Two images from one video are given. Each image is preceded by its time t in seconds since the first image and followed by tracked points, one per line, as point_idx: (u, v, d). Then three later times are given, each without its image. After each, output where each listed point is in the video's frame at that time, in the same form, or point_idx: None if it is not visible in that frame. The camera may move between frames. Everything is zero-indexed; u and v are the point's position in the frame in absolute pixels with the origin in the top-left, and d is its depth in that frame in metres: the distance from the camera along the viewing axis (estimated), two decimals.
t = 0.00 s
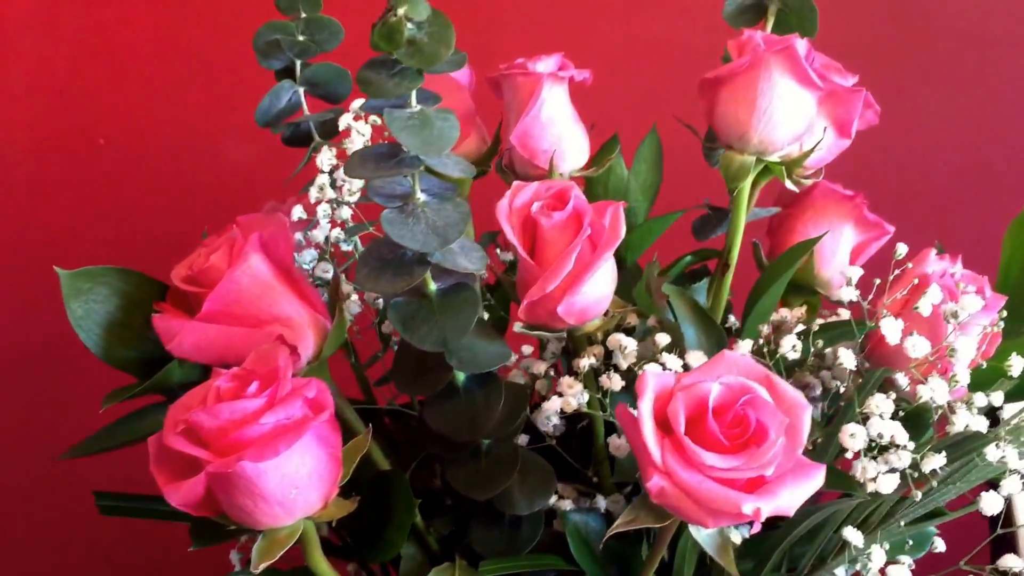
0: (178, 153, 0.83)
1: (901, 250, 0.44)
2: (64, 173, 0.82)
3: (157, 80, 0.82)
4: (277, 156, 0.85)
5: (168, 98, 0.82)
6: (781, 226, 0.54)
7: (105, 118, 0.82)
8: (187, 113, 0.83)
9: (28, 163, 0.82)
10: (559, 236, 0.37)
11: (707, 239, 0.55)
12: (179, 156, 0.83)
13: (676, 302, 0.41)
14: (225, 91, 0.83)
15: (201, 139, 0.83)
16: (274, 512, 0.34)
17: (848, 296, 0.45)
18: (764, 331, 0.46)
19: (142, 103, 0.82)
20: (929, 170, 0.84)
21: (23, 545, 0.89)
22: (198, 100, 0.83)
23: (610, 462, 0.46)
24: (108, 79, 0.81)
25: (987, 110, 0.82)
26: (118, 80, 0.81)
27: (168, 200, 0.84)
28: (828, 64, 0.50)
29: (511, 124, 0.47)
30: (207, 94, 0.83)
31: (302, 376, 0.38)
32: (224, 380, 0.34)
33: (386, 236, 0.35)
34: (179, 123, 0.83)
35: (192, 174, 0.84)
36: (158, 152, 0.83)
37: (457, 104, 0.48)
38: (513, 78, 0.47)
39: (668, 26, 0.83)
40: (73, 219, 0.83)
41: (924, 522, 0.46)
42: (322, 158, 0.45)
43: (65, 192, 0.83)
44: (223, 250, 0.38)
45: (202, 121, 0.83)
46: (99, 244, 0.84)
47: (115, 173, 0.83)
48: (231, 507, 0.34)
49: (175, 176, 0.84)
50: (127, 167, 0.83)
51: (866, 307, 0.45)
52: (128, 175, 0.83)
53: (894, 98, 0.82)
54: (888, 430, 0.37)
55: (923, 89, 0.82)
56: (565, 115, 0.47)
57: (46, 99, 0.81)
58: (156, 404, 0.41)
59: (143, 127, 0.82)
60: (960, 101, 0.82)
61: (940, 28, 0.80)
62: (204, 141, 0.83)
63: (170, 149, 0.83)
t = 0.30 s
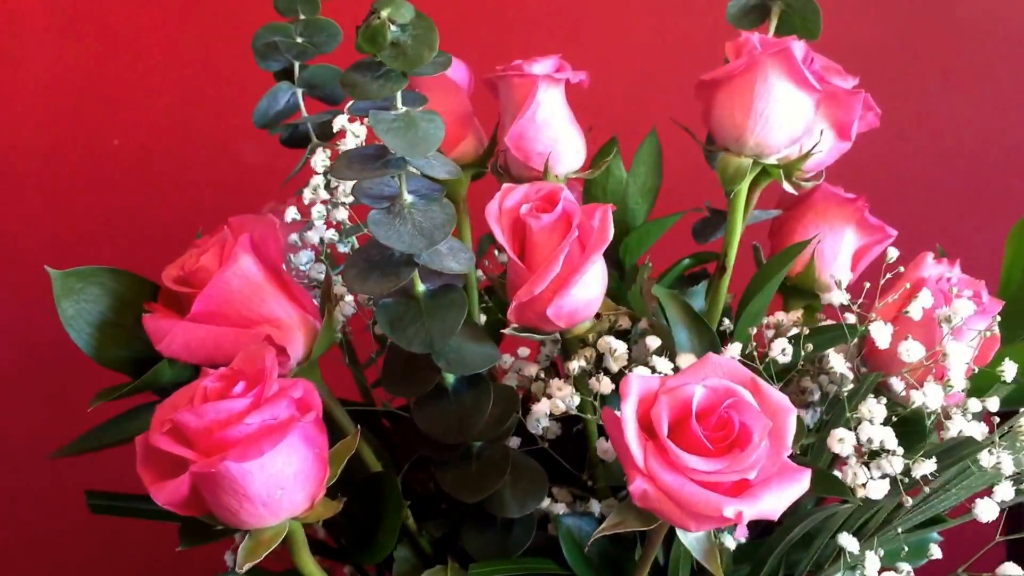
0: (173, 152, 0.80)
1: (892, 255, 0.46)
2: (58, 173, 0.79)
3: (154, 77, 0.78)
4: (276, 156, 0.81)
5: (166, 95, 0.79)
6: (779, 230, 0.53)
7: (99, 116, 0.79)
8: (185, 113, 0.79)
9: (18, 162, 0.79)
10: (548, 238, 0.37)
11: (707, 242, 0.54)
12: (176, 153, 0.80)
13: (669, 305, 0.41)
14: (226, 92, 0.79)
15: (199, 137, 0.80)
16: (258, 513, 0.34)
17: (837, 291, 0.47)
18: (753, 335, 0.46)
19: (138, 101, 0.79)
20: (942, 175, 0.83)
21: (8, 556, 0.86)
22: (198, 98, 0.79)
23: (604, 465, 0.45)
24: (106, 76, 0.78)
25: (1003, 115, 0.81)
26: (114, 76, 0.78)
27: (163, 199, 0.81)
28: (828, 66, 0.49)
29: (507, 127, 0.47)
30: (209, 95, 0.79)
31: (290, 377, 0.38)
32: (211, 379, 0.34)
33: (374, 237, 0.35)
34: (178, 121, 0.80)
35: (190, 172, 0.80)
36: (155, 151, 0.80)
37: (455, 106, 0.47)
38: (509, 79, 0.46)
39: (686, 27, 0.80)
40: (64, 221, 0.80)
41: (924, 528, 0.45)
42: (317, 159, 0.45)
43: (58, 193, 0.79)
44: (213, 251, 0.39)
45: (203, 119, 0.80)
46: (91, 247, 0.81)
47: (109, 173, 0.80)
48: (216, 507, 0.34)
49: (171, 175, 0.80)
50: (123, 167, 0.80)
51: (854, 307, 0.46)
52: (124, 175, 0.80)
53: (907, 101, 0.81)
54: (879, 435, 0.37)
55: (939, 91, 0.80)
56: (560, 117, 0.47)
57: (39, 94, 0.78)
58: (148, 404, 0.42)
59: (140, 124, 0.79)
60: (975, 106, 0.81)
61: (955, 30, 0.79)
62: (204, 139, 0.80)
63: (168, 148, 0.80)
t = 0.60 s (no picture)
0: (177, 151, 0.80)
1: (886, 255, 0.49)
2: (61, 170, 0.79)
3: (158, 76, 0.78)
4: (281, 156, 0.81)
5: (169, 95, 0.79)
6: (778, 230, 0.52)
7: (105, 115, 0.78)
8: (189, 113, 0.79)
9: (24, 160, 0.79)
10: (536, 236, 0.37)
11: (705, 243, 0.54)
12: (179, 152, 0.80)
13: (661, 305, 0.41)
14: (231, 92, 0.79)
15: (203, 136, 0.80)
16: (243, 510, 0.34)
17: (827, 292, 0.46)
18: (741, 335, 0.45)
19: (142, 100, 0.78)
20: (947, 180, 0.82)
21: (6, 550, 0.86)
22: (202, 98, 0.79)
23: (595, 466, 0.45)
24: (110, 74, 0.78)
25: (1010, 120, 0.80)
26: (118, 75, 0.78)
27: (165, 198, 0.81)
28: (826, 66, 0.49)
29: (502, 126, 0.47)
30: (213, 96, 0.79)
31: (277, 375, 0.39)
32: (196, 376, 0.34)
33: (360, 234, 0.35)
34: (182, 121, 0.79)
35: (193, 171, 0.80)
36: (158, 150, 0.80)
37: (451, 106, 0.47)
38: (503, 78, 0.46)
39: (692, 28, 0.79)
40: (66, 219, 0.80)
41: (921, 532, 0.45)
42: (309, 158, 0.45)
43: (64, 192, 0.79)
44: (203, 248, 0.39)
45: (206, 119, 0.79)
46: (93, 244, 0.81)
47: (112, 172, 0.80)
48: (200, 503, 0.34)
49: (174, 174, 0.80)
50: (126, 166, 0.79)
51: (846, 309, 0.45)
52: (126, 174, 0.80)
53: (914, 104, 0.80)
54: (868, 437, 0.37)
55: (947, 95, 0.80)
56: (555, 117, 0.46)
57: (46, 94, 0.78)
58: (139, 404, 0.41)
59: (144, 123, 0.79)
60: (983, 110, 0.80)
61: (966, 32, 0.78)
62: (207, 139, 0.80)
63: (172, 147, 0.80)
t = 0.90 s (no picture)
0: (179, 147, 0.80)
1: (876, 255, 0.48)
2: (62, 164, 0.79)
3: (161, 72, 0.78)
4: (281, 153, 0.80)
5: (172, 91, 0.79)
6: (773, 231, 0.52)
7: (108, 111, 0.78)
8: (191, 108, 0.79)
9: (27, 156, 0.78)
10: (524, 235, 0.37)
11: (700, 244, 0.53)
12: (180, 148, 0.80)
13: (651, 305, 0.41)
14: (234, 90, 0.79)
15: (205, 132, 0.80)
16: (228, 509, 0.34)
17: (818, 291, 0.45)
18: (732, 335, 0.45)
19: (144, 95, 0.78)
20: (952, 184, 0.82)
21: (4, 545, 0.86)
22: (205, 95, 0.79)
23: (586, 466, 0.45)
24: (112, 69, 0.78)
25: (1017, 125, 0.80)
26: (120, 69, 0.78)
27: (165, 194, 0.80)
28: (823, 66, 0.49)
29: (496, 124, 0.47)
30: (216, 92, 0.79)
31: (265, 373, 0.38)
32: (180, 374, 0.34)
33: (345, 233, 0.35)
34: (184, 117, 0.79)
35: (194, 167, 0.80)
36: (159, 146, 0.80)
37: (444, 105, 0.47)
38: (497, 77, 0.46)
39: (697, 27, 0.79)
40: (65, 213, 0.80)
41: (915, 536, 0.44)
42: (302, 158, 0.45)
43: (66, 187, 0.79)
44: (192, 246, 0.39)
45: (208, 115, 0.79)
46: (92, 239, 0.81)
47: (114, 167, 0.79)
48: (184, 501, 0.34)
49: (174, 170, 0.80)
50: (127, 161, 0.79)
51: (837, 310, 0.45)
52: (127, 169, 0.80)
53: (920, 107, 0.80)
54: (857, 440, 0.37)
55: (954, 97, 0.79)
56: (549, 116, 0.46)
57: (50, 89, 0.78)
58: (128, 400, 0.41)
59: (145, 118, 0.79)
60: (989, 114, 0.80)
61: (974, 34, 0.78)
62: (208, 135, 0.80)
63: (173, 142, 0.80)
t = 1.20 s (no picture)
0: (180, 144, 0.80)
1: (870, 256, 0.47)
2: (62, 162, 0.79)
3: (161, 70, 0.78)
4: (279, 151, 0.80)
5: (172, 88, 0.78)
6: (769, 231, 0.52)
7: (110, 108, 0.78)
8: (191, 106, 0.79)
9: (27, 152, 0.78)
10: (514, 234, 0.37)
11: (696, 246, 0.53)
12: (180, 147, 0.80)
13: (643, 305, 0.40)
14: (234, 88, 0.79)
15: (204, 130, 0.80)
16: (212, 508, 0.34)
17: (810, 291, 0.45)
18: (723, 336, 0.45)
19: (144, 93, 0.78)
20: (956, 187, 0.81)
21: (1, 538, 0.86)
22: (207, 93, 0.79)
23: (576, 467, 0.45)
24: (112, 66, 0.77)
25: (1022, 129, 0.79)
26: (120, 67, 0.77)
27: (165, 193, 0.80)
28: (822, 65, 0.48)
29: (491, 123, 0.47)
30: (216, 91, 0.79)
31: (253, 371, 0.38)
32: (165, 373, 0.34)
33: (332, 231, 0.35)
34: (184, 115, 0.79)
35: (195, 165, 0.80)
36: (159, 144, 0.80)
37: (441, 104, 0.46)
38: (493, 76, 0.46)
39: (702, 27, 0.79)
40: (65, 209, 0.79)
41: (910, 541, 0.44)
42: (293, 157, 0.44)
43: (66, 183, 0.79)
44: (181, 243, 0.38)
45: (210, 114, 0.79)
46: (92, 235, 0.80)
47: (114, 164, 0.79)
48: (168, 500, 0.33)
49: (173, 168, 0.80)
50: (126, 159, 0.79)
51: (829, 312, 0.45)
52: (127, 167, 0.79)
53: (925, 109, 0.79)
54: (849, 444, 0.36)
55: (960, 99, 0.79)
56: (543, 115, 0.46)
57: (51, 85, 0.77)
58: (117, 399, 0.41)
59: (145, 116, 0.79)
60: (996, 117, 0.79)
61: (981, 36, 0.77)
62: (210, 132, 0.80)
63: (172, 141, 0.79)
